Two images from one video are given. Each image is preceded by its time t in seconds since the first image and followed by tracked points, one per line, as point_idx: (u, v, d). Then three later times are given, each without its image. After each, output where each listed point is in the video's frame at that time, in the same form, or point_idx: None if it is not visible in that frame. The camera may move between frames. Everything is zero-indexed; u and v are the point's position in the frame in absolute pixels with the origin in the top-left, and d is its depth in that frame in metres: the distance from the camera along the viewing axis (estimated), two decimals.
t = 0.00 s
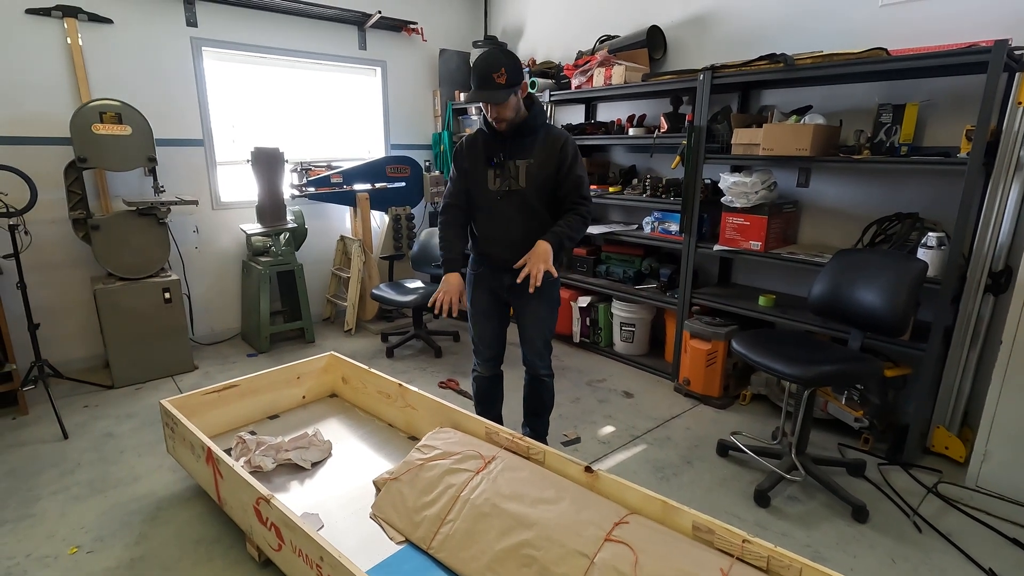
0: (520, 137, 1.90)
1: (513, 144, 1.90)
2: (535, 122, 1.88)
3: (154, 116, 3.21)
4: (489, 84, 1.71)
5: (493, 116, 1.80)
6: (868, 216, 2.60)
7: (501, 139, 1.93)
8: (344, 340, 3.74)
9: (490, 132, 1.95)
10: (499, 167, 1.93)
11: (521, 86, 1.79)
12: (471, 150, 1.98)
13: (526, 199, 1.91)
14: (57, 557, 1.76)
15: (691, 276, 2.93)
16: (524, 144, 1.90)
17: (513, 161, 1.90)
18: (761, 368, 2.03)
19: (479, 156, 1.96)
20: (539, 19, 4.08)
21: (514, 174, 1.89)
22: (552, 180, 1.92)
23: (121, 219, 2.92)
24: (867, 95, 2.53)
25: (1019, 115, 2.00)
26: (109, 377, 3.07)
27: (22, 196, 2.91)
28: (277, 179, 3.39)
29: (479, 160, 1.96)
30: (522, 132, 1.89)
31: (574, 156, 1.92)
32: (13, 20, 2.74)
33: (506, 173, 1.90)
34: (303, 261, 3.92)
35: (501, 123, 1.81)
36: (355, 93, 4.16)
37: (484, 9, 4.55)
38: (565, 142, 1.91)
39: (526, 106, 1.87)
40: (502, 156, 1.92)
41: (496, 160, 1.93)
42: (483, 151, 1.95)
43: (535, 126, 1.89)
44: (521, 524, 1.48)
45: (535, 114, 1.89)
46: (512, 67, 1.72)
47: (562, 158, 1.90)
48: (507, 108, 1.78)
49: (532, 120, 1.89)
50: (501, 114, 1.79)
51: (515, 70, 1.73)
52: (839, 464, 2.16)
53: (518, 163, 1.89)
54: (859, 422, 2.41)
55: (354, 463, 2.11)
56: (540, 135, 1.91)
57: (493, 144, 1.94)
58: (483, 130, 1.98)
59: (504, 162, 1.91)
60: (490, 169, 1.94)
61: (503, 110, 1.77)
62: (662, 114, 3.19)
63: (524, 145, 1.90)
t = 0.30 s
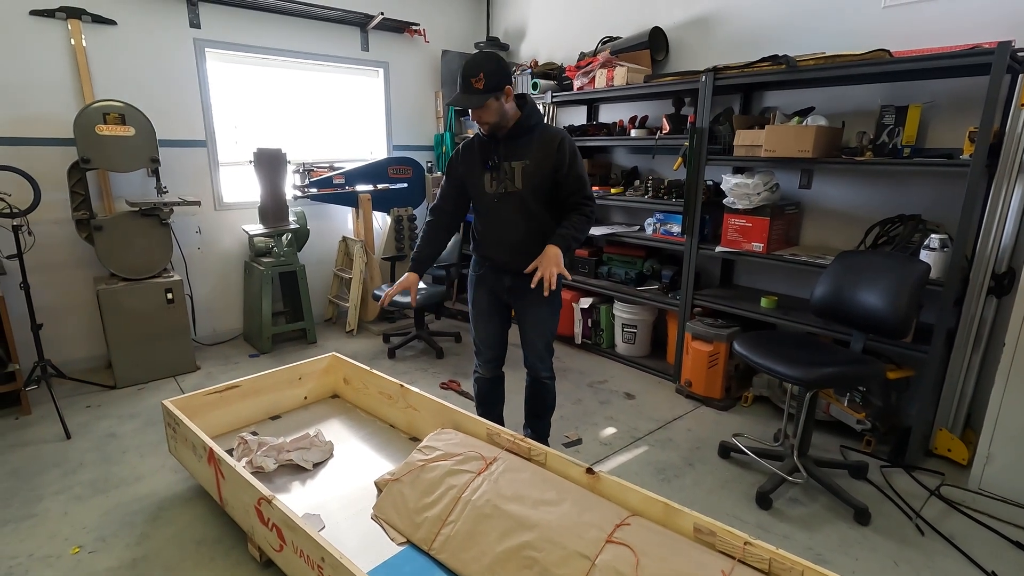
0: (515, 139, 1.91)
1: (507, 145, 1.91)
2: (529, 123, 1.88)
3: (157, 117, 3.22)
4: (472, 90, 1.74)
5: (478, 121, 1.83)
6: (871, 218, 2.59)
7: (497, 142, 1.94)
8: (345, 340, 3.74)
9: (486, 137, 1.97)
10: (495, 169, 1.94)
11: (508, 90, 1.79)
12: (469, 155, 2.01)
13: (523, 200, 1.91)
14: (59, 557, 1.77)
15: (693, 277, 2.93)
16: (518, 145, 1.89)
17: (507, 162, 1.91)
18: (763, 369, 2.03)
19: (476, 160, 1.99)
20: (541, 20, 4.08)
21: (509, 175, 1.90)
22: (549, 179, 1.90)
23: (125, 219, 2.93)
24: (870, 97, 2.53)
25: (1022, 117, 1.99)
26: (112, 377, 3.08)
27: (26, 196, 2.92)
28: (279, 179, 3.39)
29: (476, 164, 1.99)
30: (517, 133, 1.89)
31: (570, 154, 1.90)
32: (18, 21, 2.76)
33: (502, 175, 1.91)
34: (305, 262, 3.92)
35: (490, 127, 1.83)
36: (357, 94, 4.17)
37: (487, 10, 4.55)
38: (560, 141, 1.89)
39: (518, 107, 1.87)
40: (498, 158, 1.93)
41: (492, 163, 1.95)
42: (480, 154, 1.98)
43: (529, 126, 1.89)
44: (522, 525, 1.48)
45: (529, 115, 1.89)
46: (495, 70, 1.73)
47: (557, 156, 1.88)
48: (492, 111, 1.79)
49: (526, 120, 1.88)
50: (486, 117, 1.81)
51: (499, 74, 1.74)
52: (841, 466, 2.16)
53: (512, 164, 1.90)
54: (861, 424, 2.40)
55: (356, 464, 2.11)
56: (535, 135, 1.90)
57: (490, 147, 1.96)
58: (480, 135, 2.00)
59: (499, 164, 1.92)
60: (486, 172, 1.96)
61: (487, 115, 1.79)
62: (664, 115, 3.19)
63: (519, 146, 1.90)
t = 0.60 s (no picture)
0: (509, 141, 1.91)
1: (502, 148, 1.91)
2: (522, 124, 1.88)
3: (160, 118, 3.23)
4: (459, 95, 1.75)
5: (468, 123, 1.84)
6: (873, 219, 2.59)
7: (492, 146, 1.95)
8: (347, 341, 3.74)
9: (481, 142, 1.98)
10: (491, 173, 1.95)
11: (495, 94, 1.79)
12: (466, 161, 2.03)
13: (521, 202, 1.90)
14: (62, 557, 1.77)
15: (696, 278, 2.93)
16: (513, 147, 1.89)
17: (502, 165, 1.91)
18: (766, 371, 2.02)
19: (472, 166, 2.01)
20: (544, 21, 4.08)
21: (505, 178, 1.90)
22: (546, 179, 1.89)
23: (128, 219, 2.94)
24: (873, 98, 2.53)
25: None
26: (114, 377, 3.09)
27: (30, 197, 2.94)
28: (282, 180, 3.40)
29: (473, 169, 2.00)
30: (510, 135, 1.89)
31: (565, 152, 1.88)
32: (23, 22, 2.77)
33: (498, 179, 1.92)
34: (309, 262, 3.96)
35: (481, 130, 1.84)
36: (359, 96, 4.17)
37: (489, 11, 4.55)
38: (553, 140, 1.88)
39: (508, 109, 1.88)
40: (493, 162, 1.94)
41: (488, 168, 1.96)
42: (476, 160, 1.99)
43: (523, 128, 1.89)
44: (524, 526, 1.48)
45: (522, 116, 1.89)
46: (481, 75, 1.73)
47: (553, 155, 1.87)
48: (478, 115, 1.80)
49: (519, 121, 1.88)
50: (474, 121, 1.82)
51: (484, 79, 1.74)
52: (844, 468, 2.15)
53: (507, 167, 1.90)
54: (864, 426, 2.39)
55: (358, 464, 2.12)
56: (530, 136, 1.90)
57: (485, 152, 1.97)
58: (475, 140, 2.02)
59: (495, 168, 1.93)
60: (483, 177, 1.97)
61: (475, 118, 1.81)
62: (667, 116, 3.19)
63: (513, 148, 1.89)
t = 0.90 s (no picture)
0: (511, 141, 1.90)
1: (505, 149, 1.90)
2: (525, 124, 1.88)
3: (163, 119, 3.24)
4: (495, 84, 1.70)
5: (507, 109, 1.77)
6: (874, 221, 2.59)
7: (494, 145, 1.93)
8: (349, 342, 3.75)
9: (479, 140, 1.94)
10: (494, 173, 1.92)
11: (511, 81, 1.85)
12: (464, 160, 1.98)
13: (525, 202, 1.91)
14: (63, 556, 1.78)
15: (697, 280, 2.93)
16: (516, 148, 1.89)
17: (506, 166, 1.90)
18: (767, 372, 2.02)
19: (472, 165, 1.96)
20: (545, 23, 4.09)
21: (509, 178, 1.89)
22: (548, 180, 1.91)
23: (130, 220, 2.95)
24: (874, 100, 2.53)
25: None
26: (116, 378, 3.09)
27: (32, 198, 2.94)
28: (283, 181, 3.40)
29: (472, 169, 1.96)
30: (514, 134, 1.89)
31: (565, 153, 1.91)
32: (26, 23, 2.78)
33: (501, 179, 1.91)
34: (309, 263, 3.95)
35: (511, 117, 1.79)
36: (361, 97, 4.18)
37: (491, 12, 4.56)
38: (556, 142, 1.90)
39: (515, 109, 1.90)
40: (496, 162, 1.92)
41: (490, 167, 1.93)
42: (474, 160, 1.94)
43: (525, 128, 1.89)
44: (525, 527, 1.48)
45: (523, 117, 1.89)
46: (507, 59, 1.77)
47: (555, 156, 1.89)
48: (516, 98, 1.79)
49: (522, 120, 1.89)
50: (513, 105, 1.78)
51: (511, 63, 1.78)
52: (845, 470, 2.15)
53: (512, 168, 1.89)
54: (865, 428, 2.39)
55: (359, 465, 2.12)
56: (531, 136, 1.90)
57: (485, 151, 1.94)
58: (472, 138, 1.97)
59: (498, 168, 1.91)
60: (484, 177, 1.94)
61: (499, 108, 1.77)
62: (668, 118, 3.19)
63: (516, 148, 1.89)
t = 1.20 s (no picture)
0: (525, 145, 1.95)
1: (525, 150, 1.92)
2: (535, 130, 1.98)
3: (163, 119, 3.24)
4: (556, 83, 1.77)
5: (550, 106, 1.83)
6: (874, 222, 2.59)
7: (515, 146, 1.90)
8: (349, 342, 3.75)
9: (500, 140, 1.87)
10: (521, 174, 1.90)
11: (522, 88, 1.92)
12: (489, 159, 1.84)
13: (543, 203, 1.99)
14: (62, 557, 1.77)
15: (696, 281, 2.93)
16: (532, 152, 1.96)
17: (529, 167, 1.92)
18: (766, 373, 2.02)
19: (499, 165, 1.86)
20: (545, 24, 4.09)
21: (535, 179, 1.93)
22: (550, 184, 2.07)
23: (130, 221, 2.95)
24: (873, 101, 2.53)
25: None
26: (116, 378, 3.09)
27: (32, 198, 2.94)
28: (283, 182, 3.41)
29: (499, 168, 1.86)
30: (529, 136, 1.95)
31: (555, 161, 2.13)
32: (27, 23, 2.78)
33: (529, 179, 1.91)
34: (309, 264, 3.95)
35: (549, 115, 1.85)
36: (361, 98, 4.19)
37: (491, 14, 4.57)
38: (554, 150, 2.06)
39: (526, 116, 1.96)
40: (520, 163, 1.90)
41: (517, 168, 1.89)
42: (498, 157, 1.85)
43: (534, 134, 1.99)
44: (524, 528, 1.48)
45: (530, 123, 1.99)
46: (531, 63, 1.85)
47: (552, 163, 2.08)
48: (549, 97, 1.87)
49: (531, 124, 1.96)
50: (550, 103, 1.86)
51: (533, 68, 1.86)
52: (844, 471, 2.15)
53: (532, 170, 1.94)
54: (864, 429, 2.39)
55: (359, 466, 2.12)
56: (536, 142, 2.01)
57: (508, 151, 1.89)
58: (488, 138, 1.86)
59: (525, 169, 1.91)
60: (512, 177, 1.88)
61: (546, 106, 1.82)
62: (668, 119, 3.19)
63: (533, 151, 1.96)
